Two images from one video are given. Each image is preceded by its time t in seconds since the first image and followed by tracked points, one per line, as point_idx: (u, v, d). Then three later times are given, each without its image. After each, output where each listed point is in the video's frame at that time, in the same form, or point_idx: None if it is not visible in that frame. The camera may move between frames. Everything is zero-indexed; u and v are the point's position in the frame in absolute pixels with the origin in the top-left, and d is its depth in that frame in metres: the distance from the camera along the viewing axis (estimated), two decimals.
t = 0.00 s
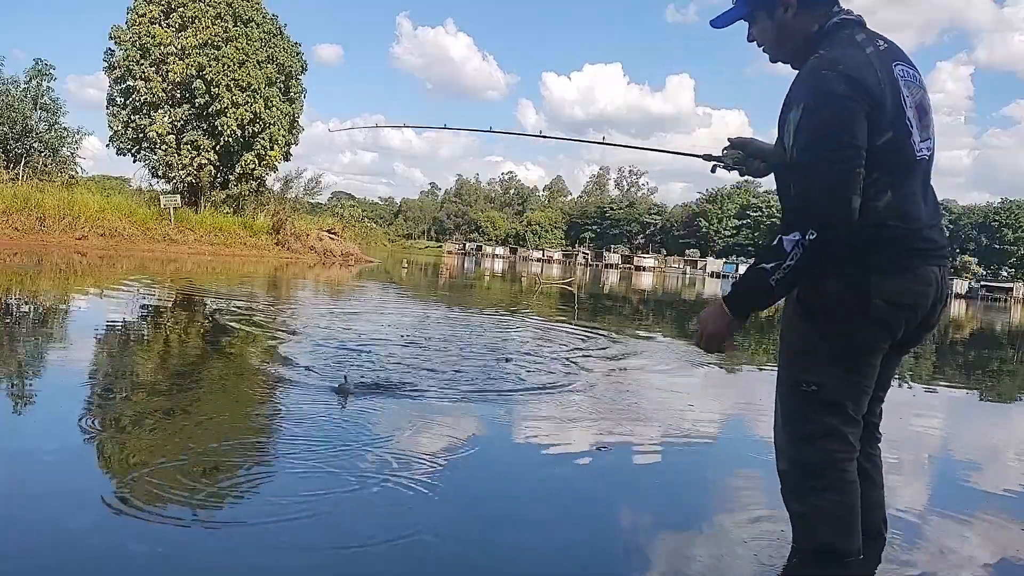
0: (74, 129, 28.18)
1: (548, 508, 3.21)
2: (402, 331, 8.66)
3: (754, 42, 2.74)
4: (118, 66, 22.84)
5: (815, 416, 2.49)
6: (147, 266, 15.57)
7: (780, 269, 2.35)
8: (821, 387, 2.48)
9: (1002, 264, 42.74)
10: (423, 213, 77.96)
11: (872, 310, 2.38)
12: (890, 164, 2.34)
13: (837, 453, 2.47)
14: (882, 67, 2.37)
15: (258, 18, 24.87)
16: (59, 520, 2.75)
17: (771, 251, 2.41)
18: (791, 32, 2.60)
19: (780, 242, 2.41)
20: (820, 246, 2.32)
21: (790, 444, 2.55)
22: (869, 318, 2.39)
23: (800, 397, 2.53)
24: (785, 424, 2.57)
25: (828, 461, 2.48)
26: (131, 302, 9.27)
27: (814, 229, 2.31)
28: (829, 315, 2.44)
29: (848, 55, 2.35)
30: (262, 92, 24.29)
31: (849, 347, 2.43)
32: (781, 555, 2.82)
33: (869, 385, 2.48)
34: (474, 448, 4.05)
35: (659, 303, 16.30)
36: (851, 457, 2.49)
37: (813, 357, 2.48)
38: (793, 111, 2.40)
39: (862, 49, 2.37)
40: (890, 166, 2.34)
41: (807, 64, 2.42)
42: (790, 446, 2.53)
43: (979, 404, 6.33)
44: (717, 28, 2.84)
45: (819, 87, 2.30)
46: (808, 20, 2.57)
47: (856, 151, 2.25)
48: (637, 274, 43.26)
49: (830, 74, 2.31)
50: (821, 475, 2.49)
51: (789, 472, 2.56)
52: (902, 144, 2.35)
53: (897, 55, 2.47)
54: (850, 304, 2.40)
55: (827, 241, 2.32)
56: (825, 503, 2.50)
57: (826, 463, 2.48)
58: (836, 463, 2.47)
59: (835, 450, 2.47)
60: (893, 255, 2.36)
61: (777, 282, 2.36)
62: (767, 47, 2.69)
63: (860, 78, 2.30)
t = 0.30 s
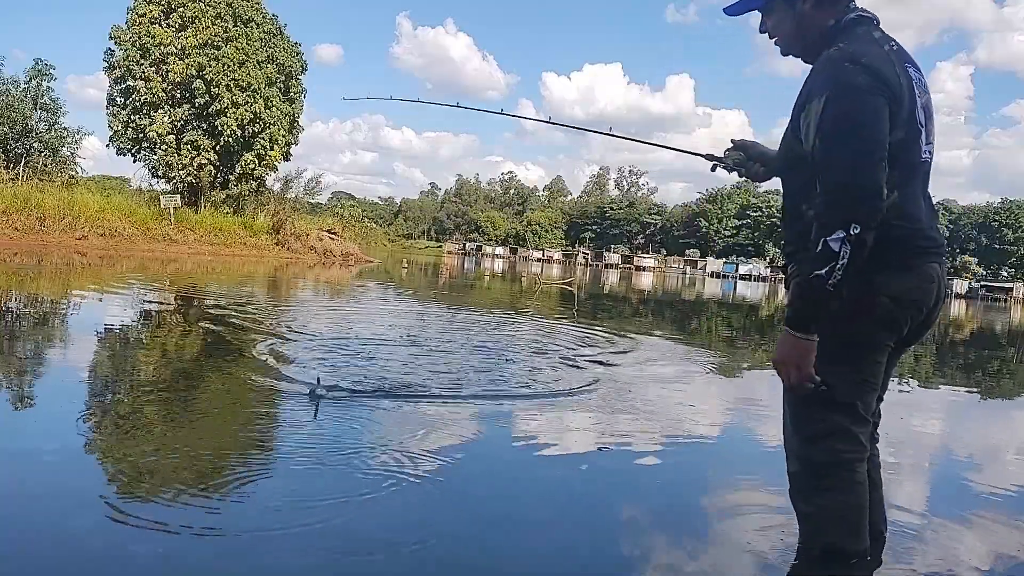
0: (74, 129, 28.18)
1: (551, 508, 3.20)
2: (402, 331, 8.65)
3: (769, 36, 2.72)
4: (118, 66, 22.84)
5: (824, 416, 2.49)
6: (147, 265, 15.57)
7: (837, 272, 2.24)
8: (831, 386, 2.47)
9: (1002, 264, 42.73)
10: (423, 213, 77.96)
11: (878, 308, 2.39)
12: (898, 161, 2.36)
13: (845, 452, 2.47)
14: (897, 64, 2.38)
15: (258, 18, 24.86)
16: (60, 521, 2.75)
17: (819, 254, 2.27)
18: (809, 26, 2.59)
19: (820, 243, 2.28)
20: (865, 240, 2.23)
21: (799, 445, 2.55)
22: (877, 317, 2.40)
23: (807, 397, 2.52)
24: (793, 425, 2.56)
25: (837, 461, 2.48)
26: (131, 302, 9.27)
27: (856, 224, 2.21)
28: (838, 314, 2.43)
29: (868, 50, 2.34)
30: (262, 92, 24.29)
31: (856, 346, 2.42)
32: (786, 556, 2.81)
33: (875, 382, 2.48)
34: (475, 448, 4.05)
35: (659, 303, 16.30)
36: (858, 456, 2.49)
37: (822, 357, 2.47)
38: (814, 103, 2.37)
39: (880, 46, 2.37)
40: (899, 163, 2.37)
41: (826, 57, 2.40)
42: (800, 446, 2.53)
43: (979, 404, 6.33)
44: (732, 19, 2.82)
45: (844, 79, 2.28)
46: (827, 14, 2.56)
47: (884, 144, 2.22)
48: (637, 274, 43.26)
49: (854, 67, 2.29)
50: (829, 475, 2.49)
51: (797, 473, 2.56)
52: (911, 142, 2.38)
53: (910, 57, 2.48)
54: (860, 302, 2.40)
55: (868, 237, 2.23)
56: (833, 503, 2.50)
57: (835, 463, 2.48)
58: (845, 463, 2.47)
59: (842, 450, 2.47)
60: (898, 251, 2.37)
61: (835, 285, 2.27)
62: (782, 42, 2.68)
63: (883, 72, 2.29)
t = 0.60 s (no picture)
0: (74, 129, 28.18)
1: (554, 508, 3.20)
2: (403, 332, 8.65)
3: (783, 36, 2.73)
4: (118, 66, 22.84)
5: (828, 415, 2.48)
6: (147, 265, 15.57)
7: (849, 259, 2.24)
8: (834, 385, 2.46)
9: (1002, 264, 42.74)
10: (423, 213, 77.95)
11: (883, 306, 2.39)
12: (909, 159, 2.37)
13: (846, 451, 2.47)
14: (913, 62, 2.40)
15: (258, 18, 24.85)
16: (61, 521, 2.75)
17: (832, 241, 2.26)
18: (824, 25, 2.59)
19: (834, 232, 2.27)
20: (880, 230, 2.22)
21: (800, 444, 2.54)
22: (881, 317, 2.40)
23: (809, 395, 2.51)
24: (795, 426, 2.55)
25: (838, 461, 2.47)
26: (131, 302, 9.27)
27: (873, 213, 2.21)
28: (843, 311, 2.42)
29: (885, 43, 2.36)
30: (262, 92, 24.30)
31: (860, 345, 2.42)
32: (787, 557, 2.81)
33: (877, 383, 2.48)
34: (477, 448, 4.05)
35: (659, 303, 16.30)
36: (858, 456, 2.49)
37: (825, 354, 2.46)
38: (830, 93, 2.37)
39: (896, 42, 2.38)
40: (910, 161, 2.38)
41: (844, 49, 2.41)
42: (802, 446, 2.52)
43: (980, 404, 6.33)
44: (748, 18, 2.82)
45: (864, 69, 2.28)
46: (843, 12, 2.56)
47: (903, 136, 2.23)
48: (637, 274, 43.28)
49: (875, 58, 2.30)
50: (830, 474, 2.48)
51: (798, 473, 2.55)
52: (922, 140, 2.39)
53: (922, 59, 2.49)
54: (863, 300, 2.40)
55: (883, 227, 2.23)
56: (835, 502, 2.49)
57: (836, 462, 2.47)
58: (846, 463, 2.47)
59: (843, 450, 2.47)
60: (903, 249, 2.38)
61: (846, 271, 2.27)
62: (795, 41, 2.68)
63: (902, 66, 2.31)
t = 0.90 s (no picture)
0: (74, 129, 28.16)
1: (558, 509, 3.20)
2: (403, 331, 8.66)
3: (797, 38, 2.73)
4: (118, 66, 22.84)
5: (821, 411, 2.49)
6: (147, 265, 15.58)
7: (832, 246, 2.28)
8: (827, 382, 2.48)
9: (1002, 264, 42.72)
10: (423, 213, 77.93)
11: (878, 304, 2.40)
12: (910, 159, 2.39)
13: (841, 448, 2.47)
14: (919, 63, 2.41)
15: (258, 18, 24.85)
16: (61, 521, 2.75)
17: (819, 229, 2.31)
18: (839, 28, 2.59)
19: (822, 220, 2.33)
20: (866, 220, 2.24)
21: (795, 440, 2.55)
22: (876, 315, 2.41)
23: (804, 390, 2.52)
24: (790, 421, 2.57)
25: (833, 458, 2.48)
26: (131, 302, 9.28)
27: (858, 201, 2.24)
28: (837, 308, 2.44)
29: (890, 44, 2.37)
30: (262, 92, 24.30)
31: (854, 341, 2.43)
32: (786, 556, 2.81)
33: (873, 382, 2.48)
34: (477, 448, 4.05)
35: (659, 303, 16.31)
36: (854, 453, 2.49)
37: (820, 350, 2.48)
38: (830, 90, 2.39)
39: (902, 44, 2.39)
40: (911, 161, 2.39)
41: (850, 48, 2.43)
42: (796, 442, 2.53)
43: (980, 404, 6.34)
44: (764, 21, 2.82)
45: (866, 67, 2.30)
46: (858, 14, 2.56)
47: (899, 130, 2.24)
48: (637, 274, 43.28)
49: (877, 55, 2.32)
50: (825, 471, 2.49)
51: (794, 470, 2.56)
52: (924, 141, 2.40)
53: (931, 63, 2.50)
54: (857, 296, 2.41)
55: (870, 218, 2.25)
56: (830, 499, 2.50)
57: (831, 459, 2.48)
58: (841, 460, 2.47)
59: (837, 446, 2.47)
60: (901, 248, 2.39)
61: (828, 258, 2.31)
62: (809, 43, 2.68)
63: (905, 65, 2.32)
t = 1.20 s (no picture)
0: (74, 129, 28.15)
1: (559, 509, 3.20)
2: (403, 331, 8.65)
3: (801, 42, 2.72)
4: (118, 66, 22.83)
5: (822, 410, 2.49)
6: (148, 265, 15.57)
7: (816, 240, 2.32)
8: (827, 380, 2.48)
9: (1002, 264, 42.68)
10: (424, 213, 77.91)
11: (877, 303, 2.39)
12: (908, 159, 2.39)
13: (841, 446, 2.47)
14: (918, 65, 2.42)
15: (258, 18, 24.84)
16: (61, 521, 2.75)
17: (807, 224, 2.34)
18: (844, 32, 2.59)
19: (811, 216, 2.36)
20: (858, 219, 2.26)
21: (796, 439, 2.55)
22: (876, 314, 2.41)
23: (804, 390, 2.53)
24: (791, 419, 2.57)
25: (833, 456, 2.48)
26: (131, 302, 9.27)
27: (846, 198, 2.26)
28: (835, 306, 2.44)
29: (889, 45, 2.38)
30: (262, 92, 24.29)
31: (852, 339, 2.43)
32: (787, 555, 2.81)
33: (873, 379, 2.48)
34: (478, 448, 4.04)
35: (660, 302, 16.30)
36: (854, 452, 2.48)
37: (818, 348, 2.48)
38: (828, 89, 2.40)
39: (901, 47, 2.40)
40: (910, 159, 2.39)
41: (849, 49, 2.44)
42: (797, 440, 2.53)
43: (980, 404, 6.33)
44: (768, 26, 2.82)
45: (865, 67, 2.31)
46: (861, 19, 2.56)
47: (892, 129, 2.26)
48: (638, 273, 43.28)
49: (874, 56, 2.32)
50: (827, 469, 2.49)
51: (796, 469, 2.56)
52: (923, 142, 2.40)
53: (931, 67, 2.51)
54: (856, 295, 2.41)
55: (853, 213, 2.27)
56: (831, 499, 2.49)
57: (831, 457, 2.48)
58: (841, 458, 2.47)
59: (837, 444, 2.47)
60: (899, 246, 2.38)
61: (814, 251, 2.35)
62: (813, 47, 2.68)
63: (902, 66, 2.33)
